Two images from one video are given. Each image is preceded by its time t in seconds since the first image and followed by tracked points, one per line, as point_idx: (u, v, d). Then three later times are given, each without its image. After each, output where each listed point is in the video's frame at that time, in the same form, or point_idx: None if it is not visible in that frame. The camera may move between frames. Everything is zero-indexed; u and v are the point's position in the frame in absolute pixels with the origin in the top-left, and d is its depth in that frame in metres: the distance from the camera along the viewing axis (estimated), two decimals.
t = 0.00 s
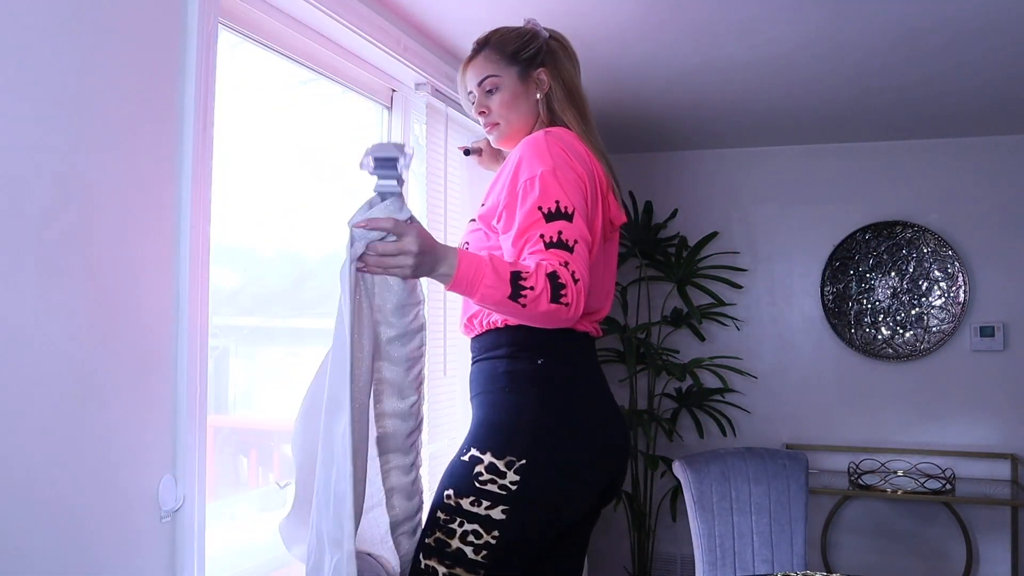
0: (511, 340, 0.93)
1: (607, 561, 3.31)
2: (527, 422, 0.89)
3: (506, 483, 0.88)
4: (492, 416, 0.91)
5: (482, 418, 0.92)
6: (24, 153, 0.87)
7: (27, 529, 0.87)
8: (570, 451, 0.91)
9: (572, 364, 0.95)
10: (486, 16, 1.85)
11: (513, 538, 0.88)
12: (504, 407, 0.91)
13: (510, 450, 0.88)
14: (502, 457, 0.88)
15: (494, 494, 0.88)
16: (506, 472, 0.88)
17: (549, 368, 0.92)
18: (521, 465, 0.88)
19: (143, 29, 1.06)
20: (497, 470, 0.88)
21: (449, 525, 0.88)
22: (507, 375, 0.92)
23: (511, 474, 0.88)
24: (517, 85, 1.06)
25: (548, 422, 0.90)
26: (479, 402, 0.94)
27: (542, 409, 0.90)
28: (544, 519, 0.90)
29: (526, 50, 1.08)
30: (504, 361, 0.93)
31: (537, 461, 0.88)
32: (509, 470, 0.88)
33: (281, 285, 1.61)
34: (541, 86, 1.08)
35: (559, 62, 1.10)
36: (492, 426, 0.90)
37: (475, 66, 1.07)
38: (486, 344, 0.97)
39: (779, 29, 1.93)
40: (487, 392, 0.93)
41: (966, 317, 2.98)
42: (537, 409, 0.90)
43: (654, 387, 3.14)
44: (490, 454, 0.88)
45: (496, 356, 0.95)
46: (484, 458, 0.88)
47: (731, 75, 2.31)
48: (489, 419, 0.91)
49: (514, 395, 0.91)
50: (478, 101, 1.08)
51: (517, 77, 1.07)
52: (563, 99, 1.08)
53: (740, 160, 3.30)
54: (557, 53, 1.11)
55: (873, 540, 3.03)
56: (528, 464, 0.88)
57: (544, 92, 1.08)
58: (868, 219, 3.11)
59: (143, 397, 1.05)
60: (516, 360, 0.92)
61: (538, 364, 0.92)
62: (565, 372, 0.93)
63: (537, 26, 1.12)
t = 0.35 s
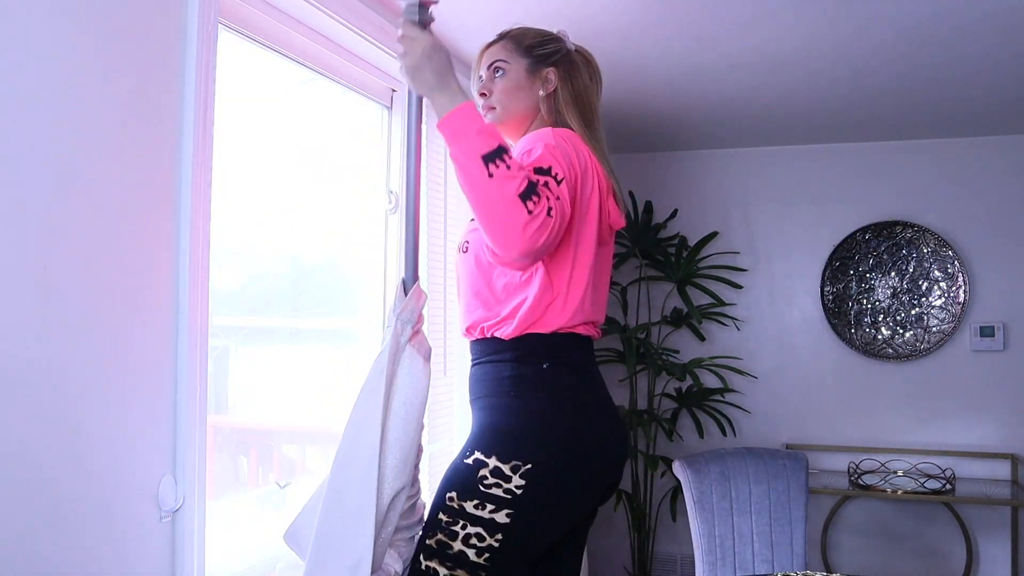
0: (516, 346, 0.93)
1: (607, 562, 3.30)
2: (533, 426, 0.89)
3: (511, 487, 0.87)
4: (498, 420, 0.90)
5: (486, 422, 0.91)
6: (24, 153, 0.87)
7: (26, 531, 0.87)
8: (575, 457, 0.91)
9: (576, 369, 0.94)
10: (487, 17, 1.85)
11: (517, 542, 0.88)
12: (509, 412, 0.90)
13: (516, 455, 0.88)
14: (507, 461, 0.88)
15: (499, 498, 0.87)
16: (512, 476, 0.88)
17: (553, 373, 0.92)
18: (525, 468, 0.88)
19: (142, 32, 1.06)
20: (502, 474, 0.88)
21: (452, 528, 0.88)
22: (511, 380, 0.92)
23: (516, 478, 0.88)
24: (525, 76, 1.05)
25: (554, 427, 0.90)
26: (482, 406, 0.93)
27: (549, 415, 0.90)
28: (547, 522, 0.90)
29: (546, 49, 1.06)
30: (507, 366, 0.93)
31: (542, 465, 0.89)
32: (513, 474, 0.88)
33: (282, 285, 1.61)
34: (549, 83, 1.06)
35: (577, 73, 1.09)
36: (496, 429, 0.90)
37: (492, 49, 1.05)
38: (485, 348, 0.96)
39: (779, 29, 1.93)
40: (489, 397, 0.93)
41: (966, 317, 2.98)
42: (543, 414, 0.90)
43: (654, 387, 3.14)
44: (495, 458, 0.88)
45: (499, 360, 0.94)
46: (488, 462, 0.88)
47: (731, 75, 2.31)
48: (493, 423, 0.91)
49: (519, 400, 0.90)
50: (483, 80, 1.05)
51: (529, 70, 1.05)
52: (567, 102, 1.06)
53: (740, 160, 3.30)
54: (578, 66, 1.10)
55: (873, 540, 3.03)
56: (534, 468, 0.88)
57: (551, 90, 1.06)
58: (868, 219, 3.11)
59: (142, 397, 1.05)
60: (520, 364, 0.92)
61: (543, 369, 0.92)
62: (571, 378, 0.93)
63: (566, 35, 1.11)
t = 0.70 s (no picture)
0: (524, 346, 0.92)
1: (607, 562, 3.31)
2: (540, 428, 0.89)
3: (516, 490, 0.87)
4: (505, 422, 0.90)
5: (493, 423, 0.91)
6: (26, 153, 0.88)
7: (26, 530, 0.87)
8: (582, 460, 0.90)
9: (585, 371, 0.94)
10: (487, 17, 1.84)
11: (521, 543, 0.89)
12: (517, 414, 0.90)
13: (522, 457, 0.88)
14: (513, 463, 0.87)
15: (504, 500, 0.88)
16: (517, 479, 0.88)
17: (562, 376, 0.91)
18: (531, 471, 0.88)
19: (142, 32, 1.05)
20: (507, 476, 0.88)
21: (456, 528, 0.89)
22: (519, 381, 0.91)
23: (521, 481, 0.88)
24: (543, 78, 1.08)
25: (561, 429, 0.89)
26: (490, 407, 0.93)
27: (557, 417, 0.90)
28: (551, 525, 0.90)
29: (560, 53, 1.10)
30: (514, 366, 0.92)
31: (548, 469, 0.88)
32: (519, 477, 0.88)
33: (282, 285, 1.60)
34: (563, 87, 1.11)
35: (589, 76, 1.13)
36: (503, 431, 0.89)
37: (507, 45, 1.08)
38: (491, 346, 0.96)
39: (779, 29, 1.93)
40: (496, 397, 0.93)
41: (966, 317, 2.98)
42: (550, 416, 0.89)
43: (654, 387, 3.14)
44: (501, 460, 0.88)
45: (506, 360, 0.93)
46: (494, 464, 0.88)
47: (731, 76, 2.31)
48: (500, 424, 0.90)
49: (527, 402, 0.90)
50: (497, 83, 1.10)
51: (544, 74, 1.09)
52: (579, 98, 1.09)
53: (740, 160, 3.30)
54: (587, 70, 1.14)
55: (873, 540, 3.03)
56: (540, 471, 0.88)
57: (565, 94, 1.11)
58: (868, 219, 3.11)
59: (142, 397, 1.05)
60: (529, 366, 0.91)
61: (551, 370, 0.91)
62: (580, 380, 0.93)
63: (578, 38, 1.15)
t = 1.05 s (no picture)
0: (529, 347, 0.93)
1: (607, 561, 3.31)
2: (543, 427, 0.89)
3: (520, 489, 0.87)
4: (508, 421, 0.90)
5: (495, 422, 0.90)
6: (26, 154, 0.88)
7: (26, 530, 0.87)
8: (584, 459, 0.91)
9: (587, 371, 0.94)
10: (488, 18, 1.84)
11: (522, 542, 0.88)
12: (520, 414, 0.90)
13: (525, 456, 0.88)
14: (516, 463, 0.87)
15: (507, 499, 0.87)
16: (520, 478, 0.87)
17: (564, 376, 0.92)
18: (535, 471, 0.87)
19: (142, 33, 1.06)
20: (510, 475, 0.87)
21: (457, 528, 0.88)
22: (521, 381, 0.92)
23: (524, 480, 0.87)
24: (547, 74, 1.11)
25: (563, 429, 0.90)
26: (491, 407, 0.93)
27: (560, 417, 0.90)
28: (553, 525, 0.90)
29: (573, 55, 1.13)
30: (518, 366, 0.93)
31: (551, 468, 0.88)
32: (522, 475, 0.87)
33: (282, 286, 1.60)
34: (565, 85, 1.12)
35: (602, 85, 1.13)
36: (506, 430, 0.89)
37: (524, 42, 1.15)
38: (493, 346, 0.97)
39: (778, 30, 1.93)
40: (497, 397, 0.93)
41: (966, 317, 2.98)
42: (553, 415, 0.89)
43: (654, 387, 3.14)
44: (504, 460, 0.88)
45: (509, 360, 0.94)
46: (496, 463, 0.88)
47: (731, 76, 2.31)
48: (503, 423, 0.90)
49: (530, 401, 0.90)
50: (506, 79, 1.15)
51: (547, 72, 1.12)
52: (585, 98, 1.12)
53: (740, 160, 3.30)
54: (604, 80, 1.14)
55: (873, 540, 3.03)
56: (543, 470, 0.88)
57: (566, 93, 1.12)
58: (868, 219, 3.11)
59: (142, 398, 1.05)
60: (532, 366, 0.92)
61: (554, 370, 0.92)
62: (583, 380, 0.93)
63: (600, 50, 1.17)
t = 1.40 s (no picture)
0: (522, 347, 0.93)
1: (607, 562, 3.31)
2: (534, 425, 0.89)
3: (512, 485, 0.88)
4: (501, 419, 0.91)
5: (489, 421, 0.92)
6: (24, 153, 0.88)
7: (25, 530, 0.87)
8: (577, 457, 0.91)
9: (582, 367, 0.94)
10: (487, 18, 1.84)
11: (517, 539, 0.89)
12: (513, 411, 0.91)
13: (516, 454, 0.88)
14: (508, 459, 0.88)
15: (499, 496, 0.88)
16: (512, 475, 0.88)
17: (558, 373, 0.92)
18: (526, 467, 0.88)
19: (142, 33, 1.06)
20: (502, 472, 0.88)
21: (453, 526, 0.89)
22: (514, 378, 0.92)
23: (517, 476, 0.88)
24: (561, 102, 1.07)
25: (556, 425, 0.90)
26: (487, 404, 0.94)
27: (554, 413, 0.90)
28: (547, 523, 0.90)
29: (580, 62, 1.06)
30: (510, 365, 0.93)
31: (542, 466, 0.89)
32: (514, 472, 0.88)
33: (282, 286, 1.61)
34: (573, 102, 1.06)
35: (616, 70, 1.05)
36: (499, 428, 0.90)
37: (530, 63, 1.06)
38: (487, 345, 0.98)
39: (778, 29, 1.93)
40: (493, 394, 0.94)
41: (966, 317, 2.98)
42: (544, 413, 0.90)
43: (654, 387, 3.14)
44: (496, 457, 0.89)
45: (503, 357, 0.95)
46: (489, 460, 0.89)
47: (731, 75, 2.31)
48: (497, 422, 0.91)
49: (523, 399, 0.91)
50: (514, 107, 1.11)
51: (549, 95, 1.05)
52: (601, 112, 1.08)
53: (740, 160, 3.30)
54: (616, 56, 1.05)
55: (873, 540, 3.03)
56: (534, 468, 0.88)
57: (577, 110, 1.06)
58: (868, 220, 3.11)
59: (141, 398, 1.05)
60: (524, 362, 0.92)
61: (546, 369, 0.92)
62: (578, 376, 0.93)
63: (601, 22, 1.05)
